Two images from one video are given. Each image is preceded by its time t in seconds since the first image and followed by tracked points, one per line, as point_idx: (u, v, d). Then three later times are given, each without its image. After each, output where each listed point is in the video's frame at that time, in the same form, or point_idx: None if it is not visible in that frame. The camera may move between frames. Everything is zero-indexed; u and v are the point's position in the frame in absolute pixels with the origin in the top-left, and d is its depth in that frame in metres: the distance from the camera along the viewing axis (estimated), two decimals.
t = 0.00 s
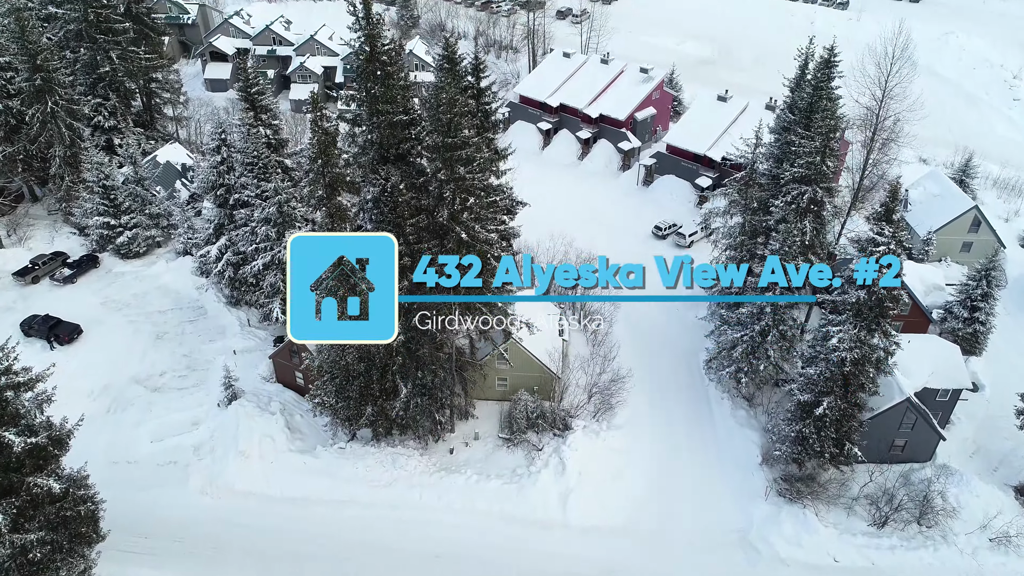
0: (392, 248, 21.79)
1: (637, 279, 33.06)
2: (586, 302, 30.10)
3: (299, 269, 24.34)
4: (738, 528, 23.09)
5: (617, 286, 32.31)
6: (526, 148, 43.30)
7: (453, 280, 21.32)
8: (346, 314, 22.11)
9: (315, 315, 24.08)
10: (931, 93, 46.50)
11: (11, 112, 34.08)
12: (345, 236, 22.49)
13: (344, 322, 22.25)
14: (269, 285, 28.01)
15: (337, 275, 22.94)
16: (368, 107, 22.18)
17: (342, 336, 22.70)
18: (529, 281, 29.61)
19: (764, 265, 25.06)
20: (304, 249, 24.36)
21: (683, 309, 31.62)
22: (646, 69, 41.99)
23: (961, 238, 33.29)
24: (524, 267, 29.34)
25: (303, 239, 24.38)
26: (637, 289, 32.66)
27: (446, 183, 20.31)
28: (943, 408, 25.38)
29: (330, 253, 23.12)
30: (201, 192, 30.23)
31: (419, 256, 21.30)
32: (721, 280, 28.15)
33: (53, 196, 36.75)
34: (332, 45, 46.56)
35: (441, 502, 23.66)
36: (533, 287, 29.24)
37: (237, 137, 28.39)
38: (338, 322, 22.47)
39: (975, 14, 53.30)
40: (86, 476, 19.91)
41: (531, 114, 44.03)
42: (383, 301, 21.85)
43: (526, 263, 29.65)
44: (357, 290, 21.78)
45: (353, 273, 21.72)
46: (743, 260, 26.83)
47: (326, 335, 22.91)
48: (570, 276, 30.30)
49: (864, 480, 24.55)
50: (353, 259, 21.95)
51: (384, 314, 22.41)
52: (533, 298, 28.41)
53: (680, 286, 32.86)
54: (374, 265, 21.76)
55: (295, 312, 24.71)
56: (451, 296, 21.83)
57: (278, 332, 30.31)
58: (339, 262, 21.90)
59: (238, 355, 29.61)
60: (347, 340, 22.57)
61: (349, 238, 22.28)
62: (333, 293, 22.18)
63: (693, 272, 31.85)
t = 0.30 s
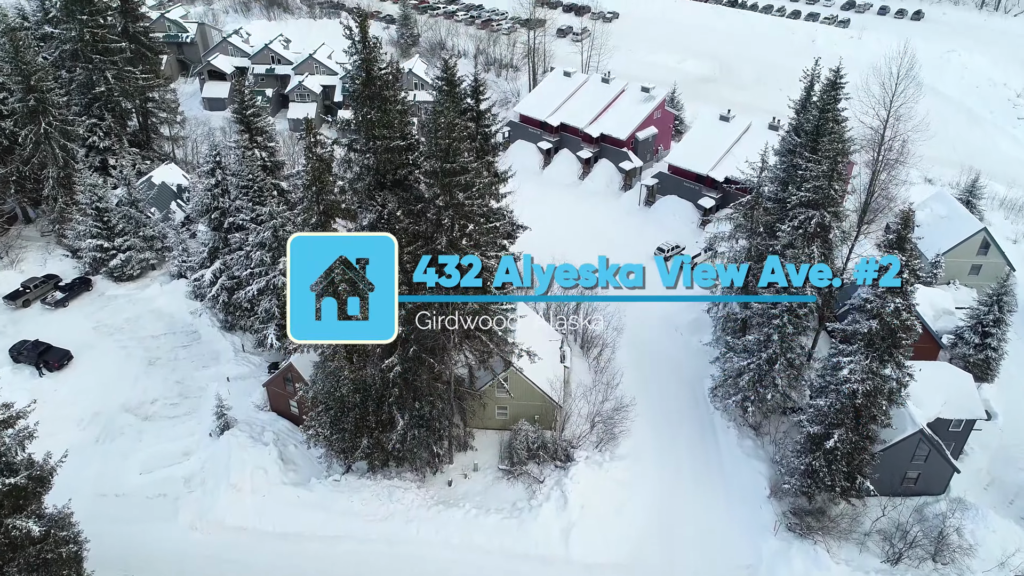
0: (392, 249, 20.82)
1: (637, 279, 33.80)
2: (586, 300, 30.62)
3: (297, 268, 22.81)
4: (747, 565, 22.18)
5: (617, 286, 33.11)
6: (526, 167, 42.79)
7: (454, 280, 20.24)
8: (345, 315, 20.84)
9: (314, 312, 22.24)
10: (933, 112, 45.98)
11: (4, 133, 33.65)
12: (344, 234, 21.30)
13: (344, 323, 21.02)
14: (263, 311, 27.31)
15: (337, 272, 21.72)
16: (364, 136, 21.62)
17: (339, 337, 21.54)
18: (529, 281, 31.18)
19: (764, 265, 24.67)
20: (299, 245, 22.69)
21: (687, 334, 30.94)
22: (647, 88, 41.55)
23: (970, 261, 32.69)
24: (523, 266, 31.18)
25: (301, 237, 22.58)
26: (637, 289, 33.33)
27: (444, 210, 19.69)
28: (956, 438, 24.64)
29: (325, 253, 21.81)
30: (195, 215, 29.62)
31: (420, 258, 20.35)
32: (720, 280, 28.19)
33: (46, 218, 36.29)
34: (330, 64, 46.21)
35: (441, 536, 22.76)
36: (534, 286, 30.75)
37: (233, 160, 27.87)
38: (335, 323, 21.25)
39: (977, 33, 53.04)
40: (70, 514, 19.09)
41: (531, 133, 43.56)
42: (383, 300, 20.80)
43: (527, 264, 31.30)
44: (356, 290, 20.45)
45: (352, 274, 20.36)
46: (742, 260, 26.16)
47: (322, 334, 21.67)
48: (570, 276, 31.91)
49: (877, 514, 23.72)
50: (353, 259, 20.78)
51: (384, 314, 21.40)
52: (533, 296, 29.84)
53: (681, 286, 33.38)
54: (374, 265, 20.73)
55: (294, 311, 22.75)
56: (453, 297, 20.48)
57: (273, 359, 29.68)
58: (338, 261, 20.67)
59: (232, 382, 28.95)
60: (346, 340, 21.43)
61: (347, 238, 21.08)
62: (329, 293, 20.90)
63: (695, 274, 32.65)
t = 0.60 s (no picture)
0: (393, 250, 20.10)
1: (637, 279, 34.88)
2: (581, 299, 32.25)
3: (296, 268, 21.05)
4: None
5: (617, 286, 34.26)
6: (526, 189, 42.29)
7: (454, 280, 19.16)
8: (344, 314, 19.84)
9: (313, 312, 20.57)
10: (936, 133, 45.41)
11: None
12: (343, 233, 20.09)
13: (344, 323, 19.82)
14: (257, 339, 26.58)
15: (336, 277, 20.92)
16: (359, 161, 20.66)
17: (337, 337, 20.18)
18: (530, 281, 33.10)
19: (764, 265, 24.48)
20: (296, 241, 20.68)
21: (692, 362, 30.22)
22: (649, 110, 41.08)
23: (979, 286, 32.05)
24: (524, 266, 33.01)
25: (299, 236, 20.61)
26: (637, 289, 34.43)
27: (442, 241, 19.09)
28: (971, 473, 23.85)
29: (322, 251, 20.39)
30: (189, 240, 28.97)
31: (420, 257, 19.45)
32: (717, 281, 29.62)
33: (39, 241, 35.73)
34: (329, 85, 45.88)
35: None
36: (534, 286, 32.79)
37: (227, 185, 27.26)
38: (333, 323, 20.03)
39: (979, 54, 52.80)
40: (50, 558, 18.20)
41: (532, 155, 43.06)
42: (383, 300, 19.77)
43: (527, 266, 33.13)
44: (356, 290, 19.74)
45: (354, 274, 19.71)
46: (741, 260, 27.06)
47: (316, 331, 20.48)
48: (570, 276, 34.08)
49: (891, 552, 22.86)
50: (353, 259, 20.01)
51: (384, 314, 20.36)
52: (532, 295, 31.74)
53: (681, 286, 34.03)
54: (374, 265, 19.89)
55: (294, 312, 21.14)
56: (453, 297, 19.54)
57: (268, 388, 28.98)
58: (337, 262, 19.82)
59: (224, 412, 28.22)
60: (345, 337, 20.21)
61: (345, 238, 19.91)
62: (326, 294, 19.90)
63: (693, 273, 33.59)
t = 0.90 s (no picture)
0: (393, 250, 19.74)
1: (637, 279, 36.11)
2: (579, 298, 34.14)
3: (296, 270, 21.40)
4: None
5: (616, 285, 35.71)
6: (527, 213, 41.76)
7: (454, 280, 18.25)
8: (345, 314, 19.84)
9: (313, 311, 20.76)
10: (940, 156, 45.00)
11: None
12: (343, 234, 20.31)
13: (344, 322, 19.72)
14: (250, 371, 25.83)
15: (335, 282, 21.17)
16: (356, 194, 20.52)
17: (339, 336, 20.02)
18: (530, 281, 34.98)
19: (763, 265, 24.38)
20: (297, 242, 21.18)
21: (697, 392, 29.42)
22: (650, 134, 40.55)
23: (990, 314, 31.37)
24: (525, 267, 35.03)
25: (299, 236, 21.18)
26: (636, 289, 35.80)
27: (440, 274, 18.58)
28: (988, 512, 22.96)
29: (327, 254, 20.92)
30: (181, 268, 28.30)
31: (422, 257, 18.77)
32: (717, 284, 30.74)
33: (30, 267, 35.13)
34: (328, 108, 45.55)
35: None
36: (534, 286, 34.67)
37: (221, 213, 26.67)
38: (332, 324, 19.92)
39: (981, 76, 52.55)
40: None
41: (532, 179, 42.51)
42: (383, 301, 19.39)
43: (528, 267, 35.03)
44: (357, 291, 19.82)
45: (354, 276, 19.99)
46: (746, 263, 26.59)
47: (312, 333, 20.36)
48: (570, 276, 35.69)
49: None
50: (353, 259, 19.99)
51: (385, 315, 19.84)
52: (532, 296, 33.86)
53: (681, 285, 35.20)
54: (374, 267, 19.56)
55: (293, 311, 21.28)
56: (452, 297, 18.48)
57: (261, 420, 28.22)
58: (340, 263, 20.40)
59: (216, 446, 27.41)
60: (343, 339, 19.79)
61: (345, 238, 20.14)
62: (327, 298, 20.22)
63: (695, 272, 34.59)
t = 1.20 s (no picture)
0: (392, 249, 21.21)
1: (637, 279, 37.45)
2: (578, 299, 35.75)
3: (295, 270, 21.73)
4: None
5: (616, 285, 37.14)
6: (527, 242, 41.13)
7: (453, 280, 17.47)
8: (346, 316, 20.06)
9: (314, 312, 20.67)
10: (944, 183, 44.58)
11: None
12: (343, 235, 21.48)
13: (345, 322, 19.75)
14: (242, 409, 25.01)
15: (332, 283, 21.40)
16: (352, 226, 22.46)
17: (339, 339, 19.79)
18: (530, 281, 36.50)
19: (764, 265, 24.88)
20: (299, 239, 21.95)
21: (703, 428, 28.59)
22: (651, 162, 39.94)
23: (1003, 346, 30.62)
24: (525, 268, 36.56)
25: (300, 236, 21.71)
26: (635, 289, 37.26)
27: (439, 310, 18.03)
28: (1011, 558, 21.43)
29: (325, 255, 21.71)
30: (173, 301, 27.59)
31: (421, 258, 18.45)
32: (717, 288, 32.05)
33: (20, 298, 34.40)
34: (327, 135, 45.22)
35: None
36: (535, 286, 36.24)
37: (215, 245, 26.06)
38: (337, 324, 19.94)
39: (982, 103, 52.42)
40: None
41: (532, 208, 41.97)
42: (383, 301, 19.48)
43: (528, 267, 36.55)
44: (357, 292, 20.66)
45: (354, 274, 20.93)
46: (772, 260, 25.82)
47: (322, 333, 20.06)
48: (570, 276, 36.82)
49: None
50: (353, 259, 21.19)
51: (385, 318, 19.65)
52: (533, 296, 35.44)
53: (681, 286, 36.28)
54: (375, 266, 20.96)
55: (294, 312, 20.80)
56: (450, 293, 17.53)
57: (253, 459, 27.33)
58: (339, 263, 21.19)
59: (206, 486, 26.45)
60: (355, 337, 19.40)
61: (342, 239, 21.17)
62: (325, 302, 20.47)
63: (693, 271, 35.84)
